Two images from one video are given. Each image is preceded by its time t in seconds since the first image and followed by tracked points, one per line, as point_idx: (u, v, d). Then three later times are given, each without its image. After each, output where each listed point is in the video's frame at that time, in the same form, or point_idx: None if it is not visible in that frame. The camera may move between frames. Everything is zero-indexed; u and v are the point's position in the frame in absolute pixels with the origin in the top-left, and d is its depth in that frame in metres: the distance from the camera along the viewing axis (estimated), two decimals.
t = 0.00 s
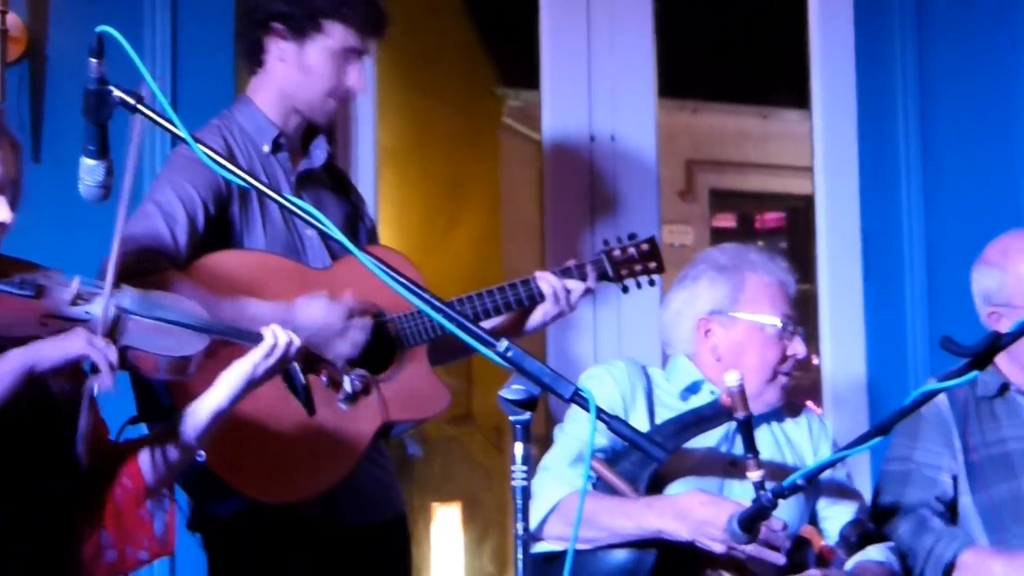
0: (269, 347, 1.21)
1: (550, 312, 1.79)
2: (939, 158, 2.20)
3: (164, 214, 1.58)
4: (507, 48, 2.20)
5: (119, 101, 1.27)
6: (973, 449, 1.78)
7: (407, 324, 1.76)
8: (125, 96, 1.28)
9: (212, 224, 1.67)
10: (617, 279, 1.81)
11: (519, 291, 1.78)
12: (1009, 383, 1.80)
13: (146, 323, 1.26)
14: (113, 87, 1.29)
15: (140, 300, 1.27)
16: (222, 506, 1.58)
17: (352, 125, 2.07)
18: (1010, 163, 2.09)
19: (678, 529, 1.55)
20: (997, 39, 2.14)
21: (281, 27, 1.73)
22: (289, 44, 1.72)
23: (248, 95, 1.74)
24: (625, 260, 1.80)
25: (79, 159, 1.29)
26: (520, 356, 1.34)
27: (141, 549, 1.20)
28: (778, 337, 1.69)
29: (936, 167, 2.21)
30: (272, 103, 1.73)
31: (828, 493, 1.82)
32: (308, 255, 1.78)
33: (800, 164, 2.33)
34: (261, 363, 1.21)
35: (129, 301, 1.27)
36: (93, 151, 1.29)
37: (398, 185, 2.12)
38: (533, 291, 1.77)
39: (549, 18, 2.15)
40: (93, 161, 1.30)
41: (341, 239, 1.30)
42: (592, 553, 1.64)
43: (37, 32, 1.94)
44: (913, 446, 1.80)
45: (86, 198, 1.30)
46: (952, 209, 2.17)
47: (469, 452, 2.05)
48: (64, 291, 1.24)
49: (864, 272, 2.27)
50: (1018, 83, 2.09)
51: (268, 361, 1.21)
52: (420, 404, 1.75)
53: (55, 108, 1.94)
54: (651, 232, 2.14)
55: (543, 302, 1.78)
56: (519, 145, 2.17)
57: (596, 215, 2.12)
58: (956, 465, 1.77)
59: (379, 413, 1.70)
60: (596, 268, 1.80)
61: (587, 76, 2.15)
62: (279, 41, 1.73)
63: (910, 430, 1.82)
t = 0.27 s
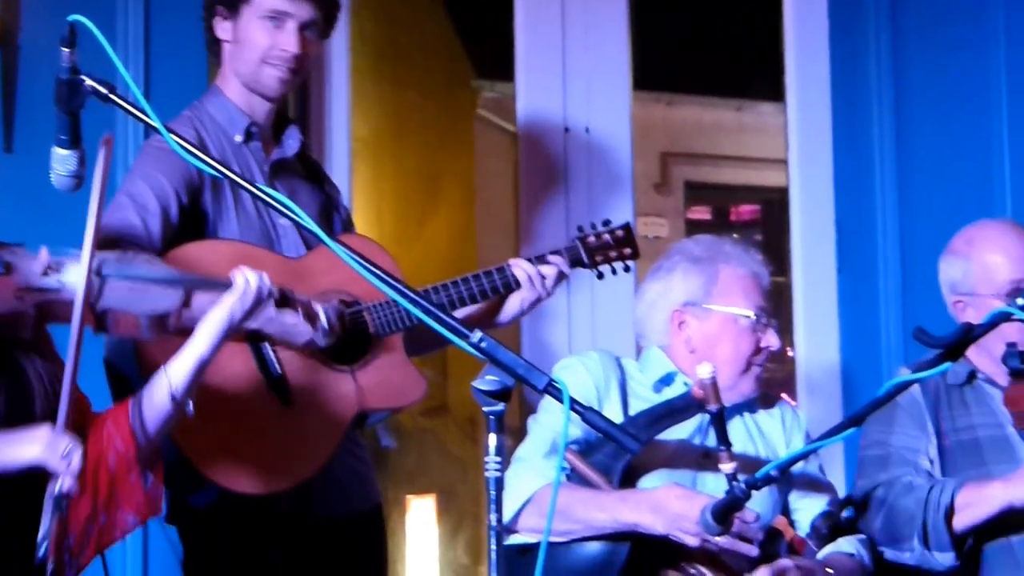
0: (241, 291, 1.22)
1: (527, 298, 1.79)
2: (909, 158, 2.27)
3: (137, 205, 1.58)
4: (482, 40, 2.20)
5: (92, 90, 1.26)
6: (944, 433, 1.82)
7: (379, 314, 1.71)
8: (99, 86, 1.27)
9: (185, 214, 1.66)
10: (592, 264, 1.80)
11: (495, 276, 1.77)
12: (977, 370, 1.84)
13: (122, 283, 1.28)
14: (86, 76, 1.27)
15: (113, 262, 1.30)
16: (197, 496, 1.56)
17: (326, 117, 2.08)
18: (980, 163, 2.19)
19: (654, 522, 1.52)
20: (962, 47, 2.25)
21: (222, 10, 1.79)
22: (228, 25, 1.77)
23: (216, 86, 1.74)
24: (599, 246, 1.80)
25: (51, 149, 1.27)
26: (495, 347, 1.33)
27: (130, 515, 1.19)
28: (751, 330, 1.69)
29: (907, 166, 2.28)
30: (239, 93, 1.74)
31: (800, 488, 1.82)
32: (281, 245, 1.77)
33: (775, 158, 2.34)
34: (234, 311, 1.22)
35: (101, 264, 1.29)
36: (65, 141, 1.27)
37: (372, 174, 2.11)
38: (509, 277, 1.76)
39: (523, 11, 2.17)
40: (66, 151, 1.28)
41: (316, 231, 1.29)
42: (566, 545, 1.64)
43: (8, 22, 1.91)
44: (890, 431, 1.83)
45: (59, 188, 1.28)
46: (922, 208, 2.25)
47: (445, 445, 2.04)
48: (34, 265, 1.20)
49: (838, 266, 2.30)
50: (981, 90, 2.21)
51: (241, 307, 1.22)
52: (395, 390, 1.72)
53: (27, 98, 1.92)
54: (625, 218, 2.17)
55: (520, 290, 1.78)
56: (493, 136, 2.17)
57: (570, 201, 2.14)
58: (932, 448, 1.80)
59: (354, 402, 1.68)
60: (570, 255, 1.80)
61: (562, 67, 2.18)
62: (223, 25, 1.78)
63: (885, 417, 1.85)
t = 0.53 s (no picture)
0: (213, 253, 1.21)
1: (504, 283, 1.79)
2: (881, 149, 2.30)
3: (102, 193, 1.57)
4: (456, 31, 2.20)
5: (61, 77, 1.24)
6: (912, 425, 1.84)
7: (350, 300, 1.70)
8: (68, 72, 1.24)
9: (152, 202, 1.65)
10: (566, 247, 1.79)
11: (466, 260, 1.77)
12: (945, 360, 1.86)
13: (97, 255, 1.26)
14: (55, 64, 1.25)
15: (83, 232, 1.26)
16: (170, 484, 1.54)
17: (298, 108, 2.09)
18: (951, 154, 2.23)
19: (618, 517, 1.52)
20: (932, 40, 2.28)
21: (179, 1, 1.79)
22: (187, 16, 1.77)
23: (181, 76, 1.74)
24: (574, 228, 1.78)
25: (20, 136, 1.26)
26: (465, 337, 1.33)
27: (120, 481, 1.22)
28: (719, 320, 1.71)
29: (879, 157, 2.29)
30: (204, 83, 1.74)
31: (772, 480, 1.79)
32: (251, 232, 1.76)
33: (746, 150, 2.35)
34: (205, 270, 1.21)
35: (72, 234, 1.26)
36: (33, 128, 1.25)
37: (344, 167, 2.12)
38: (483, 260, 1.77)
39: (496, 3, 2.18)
40: (33, 139, 1.27)
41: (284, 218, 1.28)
42: (536, 540, 1.63)
43: None
44: (852, 424, 1.87)
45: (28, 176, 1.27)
46: (894, 197, 2.27)
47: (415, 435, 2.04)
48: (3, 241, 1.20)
49: (810, 258, 2.32)
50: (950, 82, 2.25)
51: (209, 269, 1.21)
52: (368, 377, 1.67)
53: None
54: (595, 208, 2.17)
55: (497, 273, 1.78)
56: (465, 127, 2.17)
57: (541, 186, 2.17)
58: (894, 442, 1.84)
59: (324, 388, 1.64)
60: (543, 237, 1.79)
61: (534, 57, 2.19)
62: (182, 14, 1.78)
63: (851, 409, 1.88)
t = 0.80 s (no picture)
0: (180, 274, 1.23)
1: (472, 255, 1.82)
2: (854, 139, 2.30)
3: (78, 172, 1.57)
4: (430, 17, 2.19)
5: (31, 61, 1.17)
6: (884, 414, 1.85)
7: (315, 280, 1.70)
8: (38, 56, 1.18)
9: (126, 183, 1.64)
10: (529, 217, 1.80)
11: (430, 236, 1.80)
12: (917, 351, 1.89)
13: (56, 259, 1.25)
14: (25, 47, 1.18)
15: (49, 243, 1.27)
16: (140, 474, 1.53)
17: (271, 100, 2.10)
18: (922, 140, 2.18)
19: (588, 506, 1.52)
20: (906, 23, 2.23)
21: None
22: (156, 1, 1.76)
23: (153, 60, 1.73)
24: (535, 197, 1.79)
25: None
26: (438, 322, 1.32)
27: (56, 498, 1.17)
28: (689, 308, 1.72)
29: (852, 147, 2.31)
30: (176, 66, 1.74)
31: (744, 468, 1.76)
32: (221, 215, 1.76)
33: (721, 139, 2.39)
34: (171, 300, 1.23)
35: (37, 244, 1.26)
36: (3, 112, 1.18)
37: (318, 155, 2.12)
38: (446, 234, 1.79)
39: None
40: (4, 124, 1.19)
41: (255, 204, 1.24)
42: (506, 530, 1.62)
43: None
44: (826, 410, 1.88)
45: None
46: (867, 186, 2.27)
47: (385, 420, 2.04)
48: None
49: (783, 247, 2.37)
50: (924, 65, 2.19)
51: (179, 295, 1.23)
52: (339, 360, 1.71)
53: None
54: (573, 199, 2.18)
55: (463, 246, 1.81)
56: (439, 115, 2.16)
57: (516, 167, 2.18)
58: (868, 429, 1.84)
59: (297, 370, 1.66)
60: (505, 209, 1.80)
61: (506, 45, 2.20)
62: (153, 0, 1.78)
63: (824, 396, 1.89)
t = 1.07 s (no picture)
0: (155, 266, 1.25)
1: (445, 244, 1.82)
2: (833, 130, 2.31)
3: (51, 157, 1.56)
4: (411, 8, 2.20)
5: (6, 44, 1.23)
6: (869, 402, 1.83)
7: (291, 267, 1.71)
8: (13, 42, 1.23)
9: (99, 169, 1.63)
10: (505, 205, 1.84)
11: (402, 225, 1.81)
12: (897, 340, 1.87)
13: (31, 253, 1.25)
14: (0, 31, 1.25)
15: (25, 235, 1.26)
16: (115, 459, 1.53)
17: (248, 86, 2.07)
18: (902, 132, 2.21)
19: (567, 495, 1.50)
20: (887, 15, 2.25)
21: None
22: None
23: (131, 47, 1.73)
24: (512, 185, 1.84)
25: None
26: (416, 311, 1.30)
27: (35, 489, 1.22)
28: (665, 299, 1.72)
29: (831, 137, 2.31)
30: (154, 52, 1.73)
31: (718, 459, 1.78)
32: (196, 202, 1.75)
33: (699, 130, 2.40)
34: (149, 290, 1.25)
35: (13, 234, 1.25)
36: None
37: (297, 143, 2.11)
38: (422, 223, 1.81)
39: None
40: None
41: (234, 191, 1.24)
42: (481, 521, 1.58)
43: None
44: (816, 393, 1.85)
45: None
46: (846, 177, 2.29)
47: (362, 412, 2.05)
48: None
49: (760, 237, 2.38)
50: (904, 58, 2.21)
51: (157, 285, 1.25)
52: (310, 346, 1.71)
53: None
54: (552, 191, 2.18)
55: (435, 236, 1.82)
56: (420, 105, 2.17)
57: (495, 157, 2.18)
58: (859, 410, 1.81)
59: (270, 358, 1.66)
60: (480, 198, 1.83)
61: (486, 35, 2.20)
62: None
63: (811, 379, 1.87)
